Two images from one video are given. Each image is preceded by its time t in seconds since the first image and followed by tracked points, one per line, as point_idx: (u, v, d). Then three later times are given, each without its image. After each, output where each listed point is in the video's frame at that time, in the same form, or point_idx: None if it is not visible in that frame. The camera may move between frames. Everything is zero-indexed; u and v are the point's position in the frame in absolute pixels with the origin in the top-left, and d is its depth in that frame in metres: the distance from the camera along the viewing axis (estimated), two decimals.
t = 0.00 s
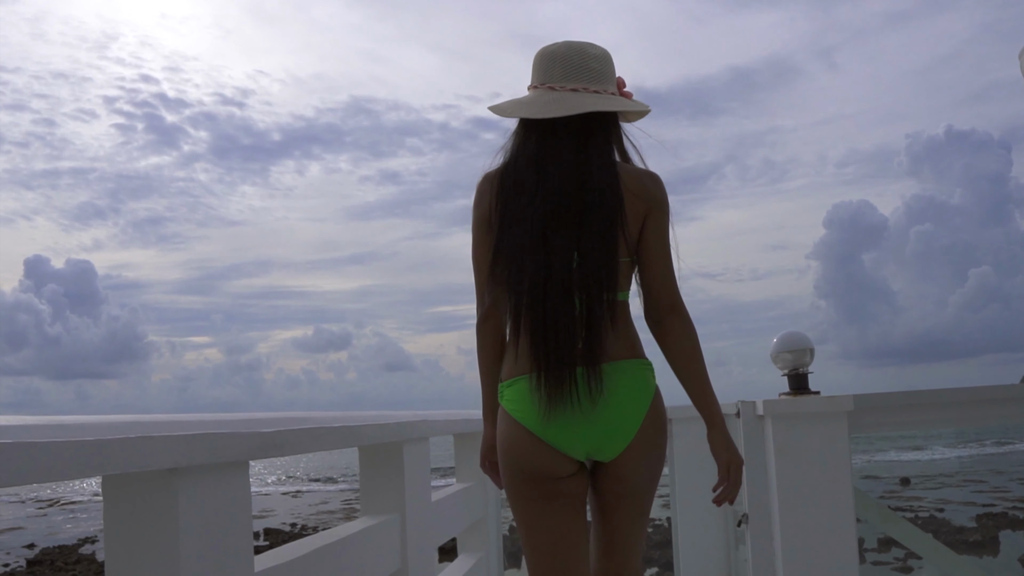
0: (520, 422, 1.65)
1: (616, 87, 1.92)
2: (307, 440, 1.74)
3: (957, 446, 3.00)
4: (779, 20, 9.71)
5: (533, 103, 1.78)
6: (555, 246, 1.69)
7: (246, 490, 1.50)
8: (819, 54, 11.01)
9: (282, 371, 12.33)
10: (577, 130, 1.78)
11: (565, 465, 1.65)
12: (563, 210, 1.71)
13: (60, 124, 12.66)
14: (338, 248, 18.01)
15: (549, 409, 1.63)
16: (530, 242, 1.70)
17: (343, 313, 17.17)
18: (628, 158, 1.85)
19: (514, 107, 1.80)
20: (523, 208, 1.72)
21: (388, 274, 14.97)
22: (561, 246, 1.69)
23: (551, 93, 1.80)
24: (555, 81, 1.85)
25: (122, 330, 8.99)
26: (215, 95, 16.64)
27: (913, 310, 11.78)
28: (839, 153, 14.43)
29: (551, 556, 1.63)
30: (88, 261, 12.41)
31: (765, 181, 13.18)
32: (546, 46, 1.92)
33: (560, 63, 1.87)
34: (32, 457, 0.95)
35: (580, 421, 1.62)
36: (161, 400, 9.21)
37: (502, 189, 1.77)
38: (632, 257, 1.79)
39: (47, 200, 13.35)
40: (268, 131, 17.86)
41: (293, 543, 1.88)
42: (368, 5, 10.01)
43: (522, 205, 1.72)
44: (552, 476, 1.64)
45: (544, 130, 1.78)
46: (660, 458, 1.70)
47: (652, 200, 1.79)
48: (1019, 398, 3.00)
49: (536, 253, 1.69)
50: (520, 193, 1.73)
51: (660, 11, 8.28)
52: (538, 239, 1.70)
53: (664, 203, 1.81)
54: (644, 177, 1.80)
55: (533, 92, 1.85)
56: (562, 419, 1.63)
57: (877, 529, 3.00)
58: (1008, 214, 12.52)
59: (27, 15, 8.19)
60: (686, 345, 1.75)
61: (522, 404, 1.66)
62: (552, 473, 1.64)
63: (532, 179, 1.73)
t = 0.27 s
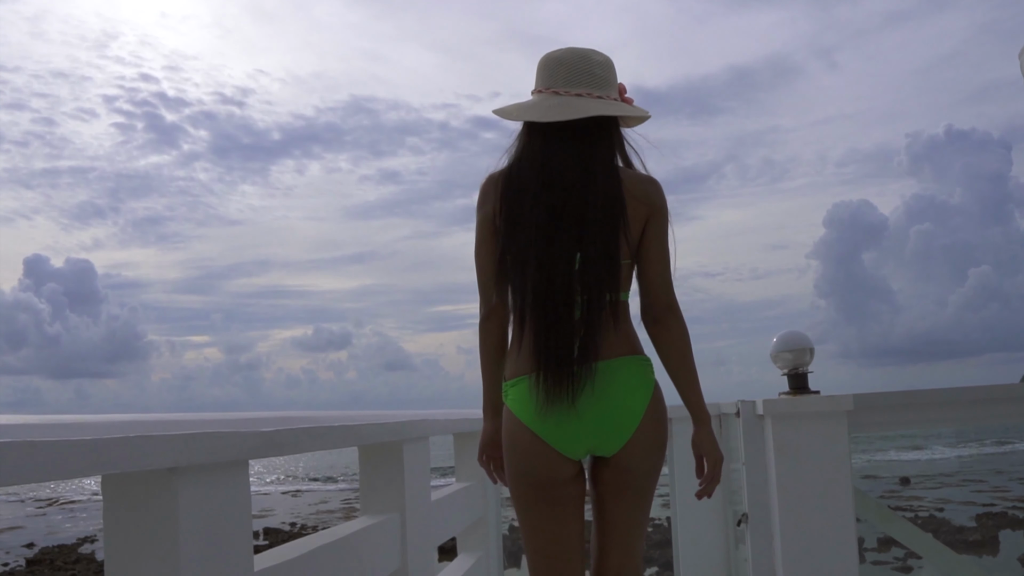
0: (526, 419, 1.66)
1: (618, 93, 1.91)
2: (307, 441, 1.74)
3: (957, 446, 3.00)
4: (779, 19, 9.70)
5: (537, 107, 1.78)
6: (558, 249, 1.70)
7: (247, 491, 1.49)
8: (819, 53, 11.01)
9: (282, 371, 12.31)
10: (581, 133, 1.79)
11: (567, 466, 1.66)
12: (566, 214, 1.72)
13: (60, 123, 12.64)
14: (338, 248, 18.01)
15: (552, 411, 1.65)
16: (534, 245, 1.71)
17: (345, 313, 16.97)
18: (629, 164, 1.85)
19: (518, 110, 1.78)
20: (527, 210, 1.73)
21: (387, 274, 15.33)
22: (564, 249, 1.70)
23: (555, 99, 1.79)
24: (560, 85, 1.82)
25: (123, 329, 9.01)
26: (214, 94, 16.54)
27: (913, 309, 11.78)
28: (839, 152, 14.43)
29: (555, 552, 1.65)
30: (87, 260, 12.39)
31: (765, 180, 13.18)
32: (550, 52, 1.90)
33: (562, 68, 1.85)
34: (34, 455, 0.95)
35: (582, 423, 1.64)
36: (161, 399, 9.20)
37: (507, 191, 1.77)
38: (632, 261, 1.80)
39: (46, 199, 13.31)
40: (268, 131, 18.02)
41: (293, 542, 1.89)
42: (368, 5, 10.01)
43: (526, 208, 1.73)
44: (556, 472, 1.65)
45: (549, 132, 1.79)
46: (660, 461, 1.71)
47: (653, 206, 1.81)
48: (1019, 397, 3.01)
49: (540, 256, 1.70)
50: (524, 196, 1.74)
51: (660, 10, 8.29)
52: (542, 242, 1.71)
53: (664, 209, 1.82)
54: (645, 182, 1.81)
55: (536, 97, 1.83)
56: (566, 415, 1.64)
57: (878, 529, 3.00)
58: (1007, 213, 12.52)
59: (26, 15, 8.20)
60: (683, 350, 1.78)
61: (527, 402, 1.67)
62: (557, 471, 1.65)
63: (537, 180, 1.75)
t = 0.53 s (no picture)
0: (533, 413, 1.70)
1: (619, 100, 1.95)
2: (307, 439, 1.74)
3: (956, 445, 3.00)
4: (779, 19, 9.70)
5: (539, 108, 1.81)
6: (562, 249, 1.73)
7: (247, 490, 1.49)
8: (818, 53, 11.00)
9: (282, 370, 12.29)
10: (584, 134, 1.81)
11: (569, 462, 1.71)
12: (570, 215, 1.75)
13: (60, 121, 12.60)
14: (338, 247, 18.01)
15: (555, 408, 1.69)
16: (538, 244, 1.74)
17: (345, 312, 17.07)
18: (629, 167, 1.89)
19: (520, 110, 1.81)
20: (532, 211, 1.76)
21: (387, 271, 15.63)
22: (568, 249, 1.74)
23: (557, 101, 1.82)
24: (561, 89, 1.86)
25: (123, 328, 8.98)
26: (212, 92, 16.21)
27: (912, 309, 11.78)
28: (839, 152, 14.44)
29: (556, 540, 1.70)
30: (87, 259, 12.35)
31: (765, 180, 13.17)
32: (553, 56, 1.94)
33: (564, 73, 1.89)
34: (34, 453, 0.94)
35: (585, 419, 1.68)
36: (160, 399, 9.17)
37: (510, 191, 1.79)
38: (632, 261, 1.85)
39: (46, 198, 13.26)
40: (267, 129, 17.84)
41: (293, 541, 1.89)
42: (367, 4, 10.00)
43: (530, 209, 1.76)
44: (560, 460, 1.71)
45: (553, 133, 1.81)
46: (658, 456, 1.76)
47: (653, 209, 1.86)
48: (1020, 397, 3.01)
49: (544, 255, 1.74)
50: (528, 196, 1.77)
51: (660, 9, 8.26)
52: (546, 242, 1.74)
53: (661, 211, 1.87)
54: (644, 184, 1.86)
55: (538, 99, 1.87)
56: (569, 411, 1.69)
57: (877, 528, 3.00)
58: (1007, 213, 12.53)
59: (26, 14, 8.22)
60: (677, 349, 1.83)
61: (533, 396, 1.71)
62: (560, 466, 1.70)
63: (542, 179, 1.77)
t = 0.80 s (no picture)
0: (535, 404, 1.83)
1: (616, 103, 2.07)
2: (309, 438, 1.75)
3: (956, 444, 2.99)
4: (779, 18, 9.71)
5: (540, 110, 1.94)
6: (563, 247, 1.85)
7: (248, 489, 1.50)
8: (818, 53, 11.02)
9: (282, 369, 12.27)
10: (584, 138, 1.93)
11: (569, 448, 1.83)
12: (571, 214, 1.87)
13: (59, 120, 12.57)
14: (338, 247, 18.01)
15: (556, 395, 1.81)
16: (541, 242, 1.86)
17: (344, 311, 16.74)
18: (628, 169, 2.02)
19: (522, 113, 1.94)
20: (535, 210, 1.88)
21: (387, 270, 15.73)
22: (569, 247, 1.85)
23: (556, 103, 1.96)
24: (560, 91, 2.00)
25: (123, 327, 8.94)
26: (213, 92, 16.24)
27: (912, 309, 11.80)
28: (838, 152, 14.47)
29: (558, 518, 1.85)
30: (86, 258, 12.32)
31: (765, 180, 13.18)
32: (553, 61, 2.07)
33: (564, 76, 2.02)
34: (38, 450, 0.95)
35: (585, 406, 1.80)
36: (161, 399, 9.14)
37: (514, 192, 1.92)
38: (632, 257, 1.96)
39: (46, 196, 13.22)
40: (267, 129, 17.90)
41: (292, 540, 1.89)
42: (367, 2, 9.98)
43: (534, 208, 1.88)
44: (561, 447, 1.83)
45: (553, 138, 1.94)
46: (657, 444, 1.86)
47: (652, 209, 1.98)
48: (1019, 396, 3.01)
49: (546, 252, 1.86)
50: (531, 197, 1.89)
51: (661, 8, 8.25)
52: (548, 240, 1.86)
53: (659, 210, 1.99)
54: (643, 185, 1.98)
55: (539, 102, 2.01)
56: (569, 399, 1.80)
57: (876, 528, 3.00)
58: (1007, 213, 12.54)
59: (26, 13, 8.22)
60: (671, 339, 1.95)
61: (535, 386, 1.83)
62: (560, 449, 1.83)
63: (544, 182, 1.90)
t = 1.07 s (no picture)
0: (537, 401, 1.85)
1: (613, 105, 2.09)
2: (308, 435, 1.74)
3: (955, 443, 2.98)
4: (779, 17, 9.71)
5: (540, 116, 1.96)
6: (566, 245, 1.88)
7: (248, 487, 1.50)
8: (819, 51, 11.01)
9: (282, 368, 12.28)
10: (585, 142, 1.97)
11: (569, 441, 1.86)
12: (573, 214, 1.90)
13: (59, 119, 12.55)
14: (338, 245, 18.03)
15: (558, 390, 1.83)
16: (545, 240, 1.89)
17: (344, 309, 16.73)
18: (628, 168, 2.04)
19: (522, 119, 1.96)
20: (538, 210, 1.91)
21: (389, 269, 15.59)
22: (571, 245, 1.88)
23: (555, 108, 1.97)
24: (558, 96, 2.02)
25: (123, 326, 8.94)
26: (214, 91, 16.28)
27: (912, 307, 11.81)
28: (838, 150, 14.49)
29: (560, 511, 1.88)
30: (86, 257, 12.31)
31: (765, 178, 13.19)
32: (548, 67, 2.09)
33: (561, 81, 2.04)
34: (37, 450, 0.95)
35: (586, 400, 1.82)
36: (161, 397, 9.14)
37: (518, 191, 1.94)
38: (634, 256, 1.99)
39: (46, 195, 13.21)
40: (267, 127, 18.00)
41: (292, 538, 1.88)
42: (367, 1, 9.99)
43: (538, 207, 1.91)
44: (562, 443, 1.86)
45: (553, 141, 1.97)
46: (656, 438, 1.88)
47: (653, 207, 2.02)
48: (1019, 395, 3.00)
49: (550, 250, 1.89)
50: (534, 196, 1.92)
51: (660, 8, 8.25)
52: (550, 239, 1.89)
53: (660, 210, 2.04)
54: (642, 187, 2.01)
55: (538, 107, 2.02)
56: (572, 394, 1.82)
57: (876, 526, 3.00)
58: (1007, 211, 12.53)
59: (27, 12, 8.25)
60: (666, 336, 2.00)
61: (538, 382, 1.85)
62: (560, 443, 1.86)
63: (546, 182, 1.93)
